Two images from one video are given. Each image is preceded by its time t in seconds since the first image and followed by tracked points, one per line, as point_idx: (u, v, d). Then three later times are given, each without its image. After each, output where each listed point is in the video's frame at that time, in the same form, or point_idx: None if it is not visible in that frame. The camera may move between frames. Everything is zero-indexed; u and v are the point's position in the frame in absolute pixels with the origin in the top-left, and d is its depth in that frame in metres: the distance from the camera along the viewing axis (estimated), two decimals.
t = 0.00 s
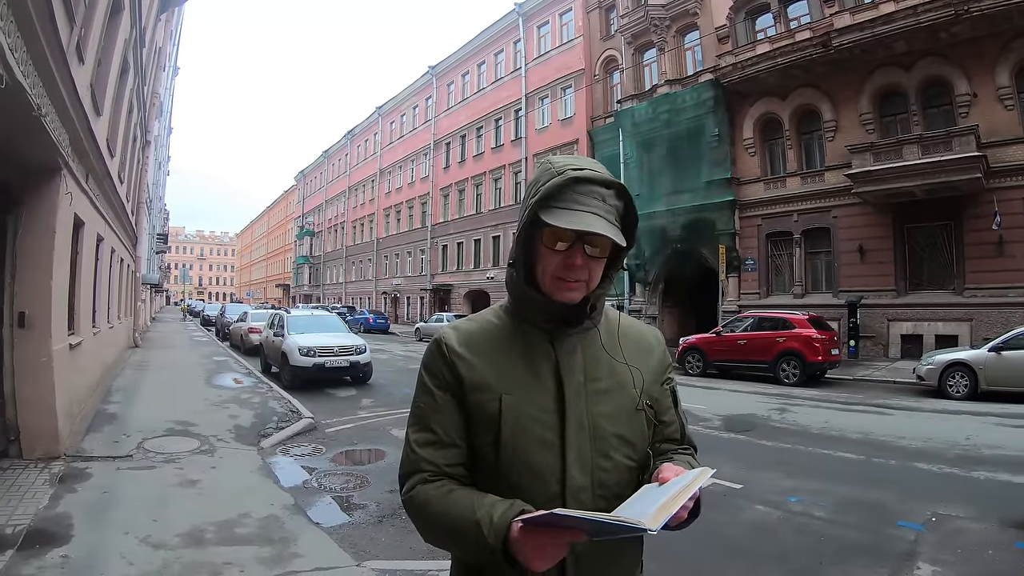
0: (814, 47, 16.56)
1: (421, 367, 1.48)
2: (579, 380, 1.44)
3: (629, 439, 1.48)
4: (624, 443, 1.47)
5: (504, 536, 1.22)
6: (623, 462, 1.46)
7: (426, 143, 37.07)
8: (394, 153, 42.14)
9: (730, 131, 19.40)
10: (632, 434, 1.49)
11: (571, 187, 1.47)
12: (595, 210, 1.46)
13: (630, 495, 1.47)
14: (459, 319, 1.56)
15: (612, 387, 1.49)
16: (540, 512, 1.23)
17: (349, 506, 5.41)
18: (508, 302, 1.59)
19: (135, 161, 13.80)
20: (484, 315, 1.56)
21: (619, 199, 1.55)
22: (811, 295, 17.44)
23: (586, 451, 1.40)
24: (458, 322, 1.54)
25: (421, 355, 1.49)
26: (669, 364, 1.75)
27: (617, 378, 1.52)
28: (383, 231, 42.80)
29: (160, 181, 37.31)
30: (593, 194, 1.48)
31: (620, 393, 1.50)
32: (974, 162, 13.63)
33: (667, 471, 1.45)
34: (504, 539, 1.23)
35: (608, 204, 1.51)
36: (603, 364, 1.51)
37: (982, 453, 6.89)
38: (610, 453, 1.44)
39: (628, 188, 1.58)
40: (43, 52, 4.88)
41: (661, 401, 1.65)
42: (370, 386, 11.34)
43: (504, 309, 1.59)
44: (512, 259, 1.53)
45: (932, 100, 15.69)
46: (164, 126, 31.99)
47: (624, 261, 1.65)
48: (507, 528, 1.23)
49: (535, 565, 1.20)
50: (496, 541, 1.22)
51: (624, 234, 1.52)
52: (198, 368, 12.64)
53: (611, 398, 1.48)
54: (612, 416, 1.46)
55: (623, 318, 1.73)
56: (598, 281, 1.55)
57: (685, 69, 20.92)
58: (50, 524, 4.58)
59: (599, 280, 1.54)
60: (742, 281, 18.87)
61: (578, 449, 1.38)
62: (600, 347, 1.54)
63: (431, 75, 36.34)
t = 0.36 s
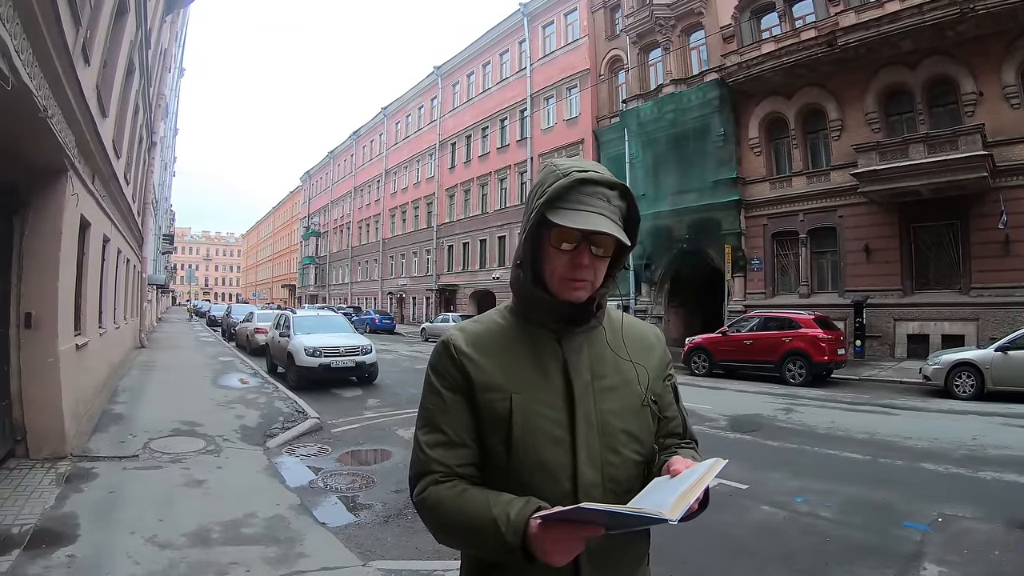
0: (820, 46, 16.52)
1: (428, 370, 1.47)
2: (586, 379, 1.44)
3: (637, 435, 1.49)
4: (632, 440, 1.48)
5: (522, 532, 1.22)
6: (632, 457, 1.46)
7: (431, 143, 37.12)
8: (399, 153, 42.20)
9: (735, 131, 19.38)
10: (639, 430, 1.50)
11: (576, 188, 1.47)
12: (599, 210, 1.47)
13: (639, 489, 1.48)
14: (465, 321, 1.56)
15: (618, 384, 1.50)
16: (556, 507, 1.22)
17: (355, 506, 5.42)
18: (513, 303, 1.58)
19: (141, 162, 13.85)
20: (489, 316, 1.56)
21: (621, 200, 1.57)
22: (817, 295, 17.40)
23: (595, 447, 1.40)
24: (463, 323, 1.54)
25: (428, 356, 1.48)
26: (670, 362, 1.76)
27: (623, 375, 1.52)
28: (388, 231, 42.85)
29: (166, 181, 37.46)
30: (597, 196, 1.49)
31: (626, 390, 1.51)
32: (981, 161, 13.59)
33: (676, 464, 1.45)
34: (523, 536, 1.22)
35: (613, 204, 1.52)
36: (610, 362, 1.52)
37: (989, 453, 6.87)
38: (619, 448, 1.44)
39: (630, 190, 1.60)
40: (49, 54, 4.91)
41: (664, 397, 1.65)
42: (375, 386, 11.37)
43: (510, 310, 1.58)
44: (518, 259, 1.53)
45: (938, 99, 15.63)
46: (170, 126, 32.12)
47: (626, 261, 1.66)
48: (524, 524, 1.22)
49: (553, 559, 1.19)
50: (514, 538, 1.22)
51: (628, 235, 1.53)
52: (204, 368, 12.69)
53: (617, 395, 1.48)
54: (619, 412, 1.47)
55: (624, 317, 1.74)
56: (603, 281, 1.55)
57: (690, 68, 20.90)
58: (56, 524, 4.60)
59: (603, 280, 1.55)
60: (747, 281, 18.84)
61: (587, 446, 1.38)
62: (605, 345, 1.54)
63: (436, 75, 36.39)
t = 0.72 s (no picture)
0: (824, 45, 16.48)
1: (427, 371, 1.47)
2: (587, 378, 1.44)
3: (638, 434, 1.49)
4: (632, 438, 1.48)
5: (525, 532, 1.22)
6: (633, 456, 1.47)
7: (436, 143, 37.14)
8: (404, 153, 42.24)
9: (739, 130, 19.35)
10: (639, 428, 1.50)
11: (576, 186, 1.47)
12: (600, 208, 1.47)
13: (640, 488, 1.48)
14: (464, 320, 1.55)
15: (618, 383, 1.50)
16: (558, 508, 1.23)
17: (359, 506, 5.43)
18: (513, 303, 1.58)
19: (146, 162, 13.86)
20: (489, 315, 1.55)
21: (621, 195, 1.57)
22: (821, 294, 17.37)
23: (597, 446, 1.40)
24: (463, 323, 1.53)
25: (428, 358, 1.47)
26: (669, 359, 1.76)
27: (623, 373, 1.52)
28: (393, 231, 42.89)
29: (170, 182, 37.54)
30: (598, 192, 1.49)
31: (626, 389, 1.51)
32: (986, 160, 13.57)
33: (678, 461, 1.46)
34: (526, 537, 1.22)
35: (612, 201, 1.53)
36: (610, 361, 1.52)
37: (994, 453, 6.85)
38: (620, 448, 1.44)
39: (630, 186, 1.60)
40: (53, 54, 4.92)
41: (663, 395, 1.66)
42: (379, 386, 11.38)
43: (509, 309, 1.57)
44: (519, 257, 1.52)
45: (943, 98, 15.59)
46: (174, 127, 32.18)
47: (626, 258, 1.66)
48: (527, 525, 1.23)
49: (555, 558, 1.20)
50: (517, 538, 1.22)
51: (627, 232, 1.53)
52: (209, 368, 12.72)
53: (618, 393, 1.49)
54: (619, 410, 1.47)
55: (624, 315, 1.73)
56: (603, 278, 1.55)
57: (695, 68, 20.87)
58: (61, 523, 4.61)
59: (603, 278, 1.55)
60: (752, 281, 18.82)
61: (589, 444, 1.38)
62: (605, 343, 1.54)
63: (440, 75, 36.43)
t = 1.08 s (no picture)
0: (827, 44, 16.45)
1: (419, 369, 1.47)
2: (582, 385, 1.43)
3: (632, 443, 1.48)
4: (626, 447, 1.47)
5: (508, 545, 1.22)
6: (626, 466, 1.46)
7: (439, 143, 37.19)
8: (407, 153, 42.27)
9: (743, 130, 19.34)
10: (634, 437, 1.49)
11: (578, 185, 1.45)
12: (601, 210, 1.45)
13: (632, 498, 1.47)
14: (459, 318, 1.55)
15: (615, 389, 1.49)
16: (545, 524, 1.22)
17: (363, 506, 5.44)
18: (509, 302, 1.58)
19: (150, 162, 13.88)
20: (485, 314, 1.55)
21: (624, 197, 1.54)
22: (825, 294, 17.34)
23: (589, 455, 1.39)
24: (458, 320, 1.53)
25: (421, 356, 1.48)
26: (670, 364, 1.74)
27: (620, 379, 1.51)
28: (396, 231, 42.93)
29: (174, 182, 37.63)
30: (601, 193, 1.47)
31: (622, 396, 1.49)
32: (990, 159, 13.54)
33: (672, 476, 1.44)
34: (510, 549, 1.22)
35: (616, 203, 1.50)
36: (606, 367, 1.50)
37: (1000, 453, 6.83)
38: (613, 457, 1.44)
39: (634, 186, 1.57)
40: (57, 54, 4.93)
41: (662, 402, 1.64)
42: (383, 386, 11.39)
43: (504, 308, 1.57)
44: (518, 255, 1.51)
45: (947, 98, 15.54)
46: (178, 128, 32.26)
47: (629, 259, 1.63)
48: (511, 538, 1.22)
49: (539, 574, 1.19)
50: (500, 551, 1.22)
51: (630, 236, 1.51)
52: (213, 368, 12.74)
53: (614, 401, 1.47)
54: (614, 418, 1.46)
55: (626, 317, 1.72)
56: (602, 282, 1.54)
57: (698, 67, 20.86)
58: (65, 523, 4.63)
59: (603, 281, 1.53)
60: (756, 281, 18.80)
61: (581, 452, 1.38)
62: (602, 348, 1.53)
63: (443, 75, 36.47)
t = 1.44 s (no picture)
0: (831, 44, 16.43)
1: (410, 368, 1.47)
2: (573, 390, 1.41)
3: (622, 449, 1.47)
4: (616, 454, 1.45)
5: (489, 551, 1.23)
6: (615, 474, 1.44)
7: (442, 143, 37.21)
8: (410, 154, 42.30)
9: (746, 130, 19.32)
10: (625, 444, 1.47)
11: (572, 184, 1.43)
12: (596, 210, 1.42)
13: (620, 506, 1.47)
14: (451, 316, 1.55)
15: (606, 395, 1.47)
16: (527, 531, 1.22)
17: (366, 506, 5.44)
18: (500, 302, 1.57)
19: (154, 163, 13.88)
20: (476, 314, 1.55)
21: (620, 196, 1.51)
22: (829, 294, 17.31)
23: (578, 462, 1.38)
24: (449, 319, 1.53)
25: (411, 355, 1.48)
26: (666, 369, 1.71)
27: (612, 385, 1.49)
28: (400, 231, 42.97)
29: (178, 183, 37.67)
30: (596, 193, 1.44)
31: (614, 401, 1.48)
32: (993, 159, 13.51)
33: (660, 486, 1.42)
34: (490, 556, 1.23)
35: (611, 203, 1.48)
36: (598, 371, 1.48)
37: (1004, 454, 6.82)
38: (602, 464, 1.42)
39: (631, 185, 1.54)
40: (62, 54, 4.94)
41: (656, 409, 1.62)
42: (386, 385, 11.39)
43: (496, 308, 1.56)
44: (511, 254, 1.50)
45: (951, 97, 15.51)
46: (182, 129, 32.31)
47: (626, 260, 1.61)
48: (492, 544, 1.23)
49: None
50: (481, 557, 1.23)
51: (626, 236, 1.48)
52: (217, 368, 12.76)
53: (605, 407, 1.45)
54: (605, 424, 1.44)
55: (621, 320, 1.70)
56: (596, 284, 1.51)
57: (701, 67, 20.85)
58: (68, 523, 4.64)
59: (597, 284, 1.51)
60: (760, 281, 18.76)
61: (570, 458, 1.36)
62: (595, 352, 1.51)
63: (446, 75, 36.50)
